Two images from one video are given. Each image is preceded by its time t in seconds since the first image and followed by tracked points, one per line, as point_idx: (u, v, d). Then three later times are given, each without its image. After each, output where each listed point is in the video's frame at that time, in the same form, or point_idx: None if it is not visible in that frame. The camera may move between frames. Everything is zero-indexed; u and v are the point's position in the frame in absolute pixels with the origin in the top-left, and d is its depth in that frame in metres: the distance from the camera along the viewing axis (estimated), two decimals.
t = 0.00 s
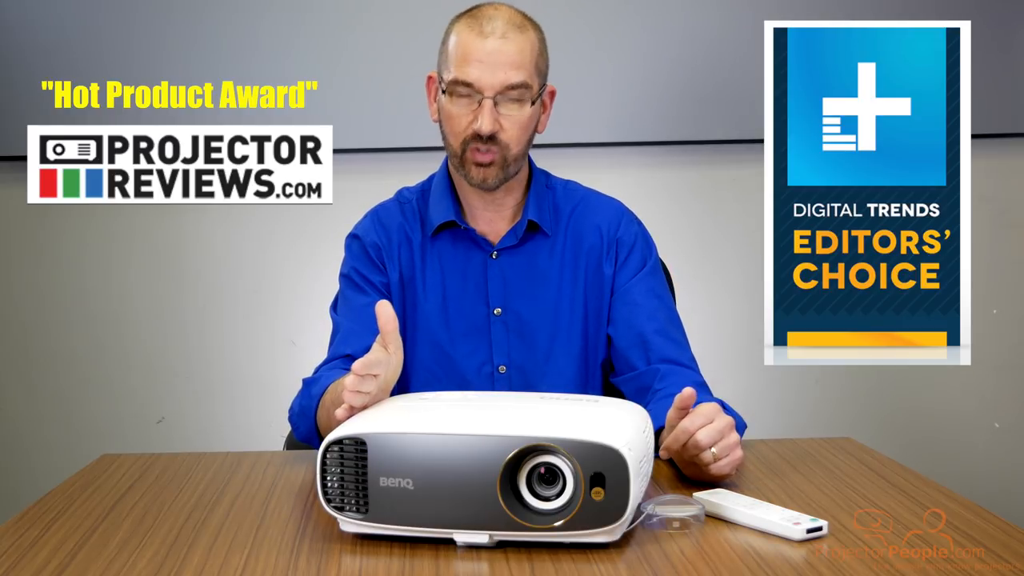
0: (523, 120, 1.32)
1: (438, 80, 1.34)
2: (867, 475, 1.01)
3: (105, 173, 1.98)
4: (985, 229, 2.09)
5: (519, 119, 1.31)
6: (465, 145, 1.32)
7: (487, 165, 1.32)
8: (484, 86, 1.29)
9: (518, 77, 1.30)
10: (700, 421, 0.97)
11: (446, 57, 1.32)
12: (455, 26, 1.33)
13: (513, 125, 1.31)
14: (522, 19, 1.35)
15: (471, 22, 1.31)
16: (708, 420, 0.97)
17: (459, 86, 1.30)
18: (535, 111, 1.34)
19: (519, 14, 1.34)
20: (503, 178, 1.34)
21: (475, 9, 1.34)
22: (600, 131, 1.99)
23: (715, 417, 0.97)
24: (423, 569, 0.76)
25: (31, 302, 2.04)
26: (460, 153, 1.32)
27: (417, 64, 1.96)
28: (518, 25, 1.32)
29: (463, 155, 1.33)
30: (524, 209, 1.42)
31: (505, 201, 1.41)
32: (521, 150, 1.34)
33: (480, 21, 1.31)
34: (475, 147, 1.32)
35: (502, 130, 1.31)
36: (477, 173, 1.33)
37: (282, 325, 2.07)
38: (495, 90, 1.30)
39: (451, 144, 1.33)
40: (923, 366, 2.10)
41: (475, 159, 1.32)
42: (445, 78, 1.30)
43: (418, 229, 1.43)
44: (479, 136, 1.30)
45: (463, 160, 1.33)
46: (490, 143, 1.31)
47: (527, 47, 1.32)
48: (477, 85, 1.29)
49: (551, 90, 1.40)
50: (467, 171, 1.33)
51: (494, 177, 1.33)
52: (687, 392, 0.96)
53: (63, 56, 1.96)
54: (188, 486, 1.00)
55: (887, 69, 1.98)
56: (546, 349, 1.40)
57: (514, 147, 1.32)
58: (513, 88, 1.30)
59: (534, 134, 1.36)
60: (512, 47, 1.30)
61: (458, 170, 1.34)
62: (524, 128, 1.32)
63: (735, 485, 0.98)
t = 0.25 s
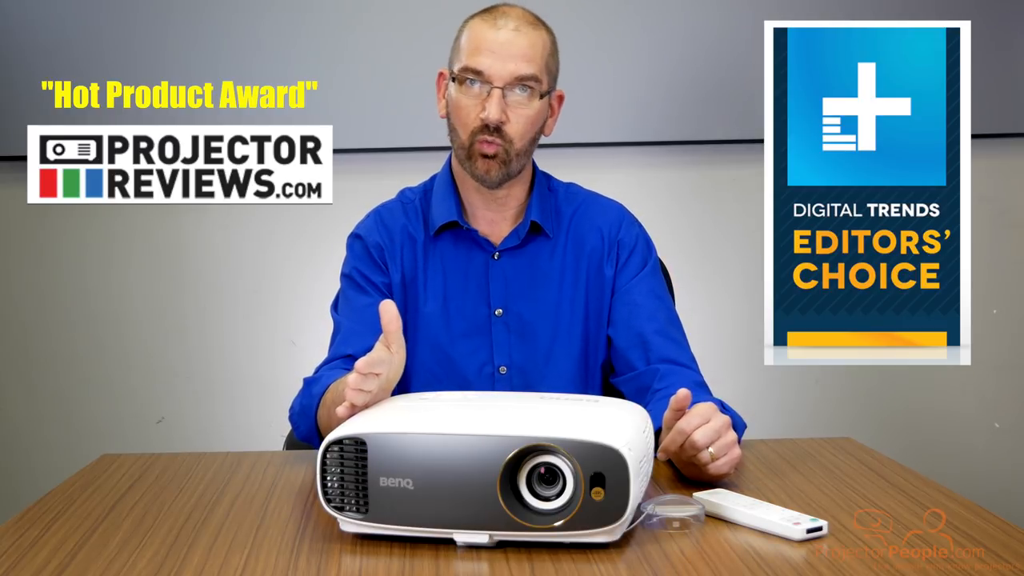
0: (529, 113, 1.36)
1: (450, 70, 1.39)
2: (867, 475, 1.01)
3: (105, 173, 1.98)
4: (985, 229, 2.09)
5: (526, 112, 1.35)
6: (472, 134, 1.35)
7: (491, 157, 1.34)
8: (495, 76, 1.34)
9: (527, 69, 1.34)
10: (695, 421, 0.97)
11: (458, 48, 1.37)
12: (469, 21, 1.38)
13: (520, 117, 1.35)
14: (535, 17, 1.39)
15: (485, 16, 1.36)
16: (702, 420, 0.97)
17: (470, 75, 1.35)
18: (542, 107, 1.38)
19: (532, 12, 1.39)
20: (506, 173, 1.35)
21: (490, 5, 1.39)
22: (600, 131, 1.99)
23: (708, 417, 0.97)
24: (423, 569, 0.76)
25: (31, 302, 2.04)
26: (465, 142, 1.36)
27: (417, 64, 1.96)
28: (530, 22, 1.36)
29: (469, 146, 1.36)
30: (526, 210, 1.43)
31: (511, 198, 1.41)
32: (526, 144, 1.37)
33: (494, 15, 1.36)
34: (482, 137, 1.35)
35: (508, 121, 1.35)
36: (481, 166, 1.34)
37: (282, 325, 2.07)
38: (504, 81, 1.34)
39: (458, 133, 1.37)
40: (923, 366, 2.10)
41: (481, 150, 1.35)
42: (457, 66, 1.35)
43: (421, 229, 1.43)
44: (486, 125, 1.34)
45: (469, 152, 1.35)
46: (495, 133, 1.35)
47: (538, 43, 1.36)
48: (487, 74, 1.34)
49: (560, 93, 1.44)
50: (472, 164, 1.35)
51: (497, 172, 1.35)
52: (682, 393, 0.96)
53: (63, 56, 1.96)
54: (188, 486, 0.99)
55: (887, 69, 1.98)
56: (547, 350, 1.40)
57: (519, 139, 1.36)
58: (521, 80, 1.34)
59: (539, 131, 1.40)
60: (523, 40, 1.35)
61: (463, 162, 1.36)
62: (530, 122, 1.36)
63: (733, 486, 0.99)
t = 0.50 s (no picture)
0: (537, 116, 1.36)
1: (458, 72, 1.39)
2: (868, 475, 1.01)
3: (105, 173, 1.98)
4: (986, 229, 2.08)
5: (533, 114, 1.36)
6: (480, 136, 1.36)
7: (499, 161, 1.35)
8: (503, 78, 1.34)
9: (535, 72, 1.35)
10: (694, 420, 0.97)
11: (466, 50, 1.37)
12: (477, 23, 1.38)
13: (528, 120, 1.36)
14: (544, 20, 1.39)
15: (494, 18, 1.37)
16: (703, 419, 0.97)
17: (478, 77, 1.35)
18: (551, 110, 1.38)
19: (541, 15, 1.39)
20: (514, 177, 1.35)
21: (499, 8, 1.39)
22: (600, 131, 1.98)
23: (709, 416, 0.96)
24: (423, 569, 0.76)
25: (31, 302, 2.04)
26: (473, 145, 1.36)
27: (417, 64, 1.96)
28: (539, 24, 1.36)
29: (476, 148, 1.36)
30: (530, 212, 1.43)
31: (511, 203, 1.41)
32: (533, 147, 1.38)
33: (502, 18, 1.36)
34: (489, 139, 1.36)
35: (517, 124, 1.35)
36: (488, 169, 1.35)
37: (282, 325, 2.07)
38: (513, 83, 1.35)
39: (465, 136, 1.37)
40: (923, 367, 2.10)
41: (488, 153, 1.35)
42: (465, 68, 1.36)
43: (425, 231, 1.43)
44: (494, 128, 1.35)
45: (475, 155, 1.36)
46: (503, 136, 1.35)
47: (547, 46, 1.37)
48: (496, 76, 1.35)
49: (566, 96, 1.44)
50: (478, 167, 1.35)
51: (503, 176, 1.34)
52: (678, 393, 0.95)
53: (63, 56, 1.96)
54: (188, 486, 0.99)
55: (887, 70, 1.98)
56: (550, 352, 1.40)
57: (527, 142, 1.36)
58: (530, 83, 1.35)
59: (547, 134, 1.40)
60: (532, 43, 1.35)
61: (469, 165, 1.36)
62: (538, 126, 1.37)
63: (735, 486, 0.99)
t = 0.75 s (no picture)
0: (538, 117, 1.35)
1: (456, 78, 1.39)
2: (868, 476, 1.01)
3: (105, 173, 1.98)
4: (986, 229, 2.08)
5: (534, 116, 1.35)
6: (482, 140, 1.35)
7: (502, 164, 1.35)
8: (503, 82, 1.34)
9: (534, 75, 1.34)
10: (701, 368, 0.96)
11: (464, 56, 1.37)
12: (474, 27, 1.38)
13: (530, 123, 1.35)
14: (540, 23, 1.39)
15: (490, 23, 1.36)
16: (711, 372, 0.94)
17: (477, 82, 1.35)
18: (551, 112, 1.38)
19: (536, 18, 1.39)
20: (518, 177, 1.36)
21: (495, 12, 1.39)
22: (600, 132, 1.98)
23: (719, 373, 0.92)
24: (423, 569, 0.76)
25: (31, 302, 2.04)
26: (475, 150, 1.36)
27: (417, 64, 1.96)
28: (535, 26, 1.36)
29: (479, 152, 1.36)
30: (530, 212, 1.43)
31: (512, 202, 1.42)
32: (536, 149, 1.37)
33: (499, 21, 1.36)
34: (491, 142, 1.35)
35: (519, 127, 1.35)
36: (492, 172, 1.35)
37: (282, 325, 2.07)
38: (512, 86, 1.34)
39: (467, 141, 1.37)
40: (923, 367, 2.10)
41: (491, 157, 1.35)
42: (464, 74, 1.36)
43: (425, 230, 1.43)
44: (496, 132, 1.34)
45: (479, 158, 1.36)
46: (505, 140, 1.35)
47: (544, 47, 1.36)
48: (495, 80, 1.34)
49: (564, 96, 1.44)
50: (482, 171, 1.35)
51: (508, 179, 1.35)
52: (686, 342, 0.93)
53: (63, 56, 1.95)
54: (188, 486, 0.99)
55: (887, 70, 1.98)
56: (552, 350, 1.40)
57: (529, 144, 1.36)
58: (530, 85, 1.35)
59: (548, 136, 1.40)
60: (530, 45, 1.35)
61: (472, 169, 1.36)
62: (539, 127, 1.36)
63: (737, 486, 0.98)
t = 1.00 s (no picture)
0: (536, 114, 1.35)
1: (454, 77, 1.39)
2: (867, 476, 1.01)
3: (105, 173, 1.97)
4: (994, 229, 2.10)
5: (533, 114, 1.35)
6: (481, 139, 1.35)
7: (501, 164, 1.35)
8: (500, 80, 1.34)
9: (532, 72, 1.34)
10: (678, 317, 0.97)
11: (461, 55, 1.37)
12: (470, 25, 1.38)
13: (528, 121, 1.35)
14: (536, 19, 1.39)
15: (486, 20, 1.36)
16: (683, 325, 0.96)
17: (475, 81, 1.35)
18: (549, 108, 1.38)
19: (532, 14, 1.39)
20: (517, 179, 1.36)
21: (490, 9, 1.39)
22: (600, 132, 1.98)
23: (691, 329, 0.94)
24: (424, 569, 0.76)
25: (30, 302, 2.04)
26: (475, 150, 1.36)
27: (417, 64, 1.96)
28: (531, 23, 1.37)
29: (478, 151, 1.36)
30: (530, 211, 1.43)
31: (512, 204, 1.42)
32: (535, 146, 1.37)
33: (495, 19, 1.36)
34: (490, 142, 1.35)
35: (517, 125, 1.34)
36: (492, 172, 1.35)
37: (282, 325, 2.07)
38: (510, 84, 1.34)
39: (466, 140, 1.37)
40: (923, 367, 2.10)
41: (491, 156, 1.36)
42: (461, 73, 1.35)
43: (424, 230, 1.44)
44: (495, 131, 1.34)
45: (478, 158, 1.36)
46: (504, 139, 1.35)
47: (541, 44, 1.36)
48: (493, 79, 1.34)
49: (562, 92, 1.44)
50: (482, 170, 1.36)
51: (507, 178, 1.35)
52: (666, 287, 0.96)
53: (62, 56, 1.95)
54: (188, 486, 1.00)
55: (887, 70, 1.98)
56: (551, 350, 1.40)
57: (528, 142, 1.36)
58: (528, 83, 1.34)
59: (546, 133, 1.39)
60: (527, 42, 1.35)
61: (472, 170, 1.37)
62: (538, 125, 1.36)
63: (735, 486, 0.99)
